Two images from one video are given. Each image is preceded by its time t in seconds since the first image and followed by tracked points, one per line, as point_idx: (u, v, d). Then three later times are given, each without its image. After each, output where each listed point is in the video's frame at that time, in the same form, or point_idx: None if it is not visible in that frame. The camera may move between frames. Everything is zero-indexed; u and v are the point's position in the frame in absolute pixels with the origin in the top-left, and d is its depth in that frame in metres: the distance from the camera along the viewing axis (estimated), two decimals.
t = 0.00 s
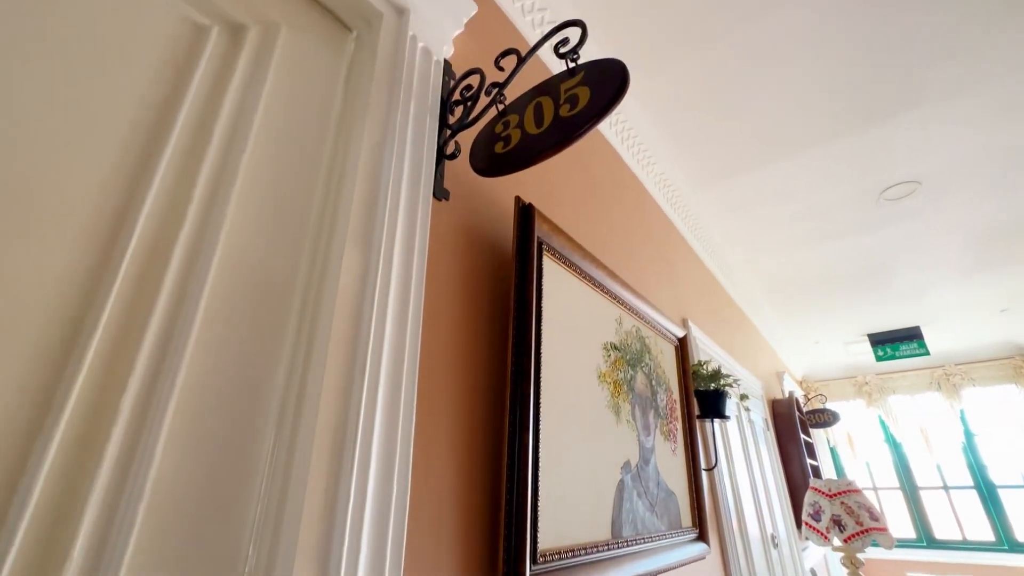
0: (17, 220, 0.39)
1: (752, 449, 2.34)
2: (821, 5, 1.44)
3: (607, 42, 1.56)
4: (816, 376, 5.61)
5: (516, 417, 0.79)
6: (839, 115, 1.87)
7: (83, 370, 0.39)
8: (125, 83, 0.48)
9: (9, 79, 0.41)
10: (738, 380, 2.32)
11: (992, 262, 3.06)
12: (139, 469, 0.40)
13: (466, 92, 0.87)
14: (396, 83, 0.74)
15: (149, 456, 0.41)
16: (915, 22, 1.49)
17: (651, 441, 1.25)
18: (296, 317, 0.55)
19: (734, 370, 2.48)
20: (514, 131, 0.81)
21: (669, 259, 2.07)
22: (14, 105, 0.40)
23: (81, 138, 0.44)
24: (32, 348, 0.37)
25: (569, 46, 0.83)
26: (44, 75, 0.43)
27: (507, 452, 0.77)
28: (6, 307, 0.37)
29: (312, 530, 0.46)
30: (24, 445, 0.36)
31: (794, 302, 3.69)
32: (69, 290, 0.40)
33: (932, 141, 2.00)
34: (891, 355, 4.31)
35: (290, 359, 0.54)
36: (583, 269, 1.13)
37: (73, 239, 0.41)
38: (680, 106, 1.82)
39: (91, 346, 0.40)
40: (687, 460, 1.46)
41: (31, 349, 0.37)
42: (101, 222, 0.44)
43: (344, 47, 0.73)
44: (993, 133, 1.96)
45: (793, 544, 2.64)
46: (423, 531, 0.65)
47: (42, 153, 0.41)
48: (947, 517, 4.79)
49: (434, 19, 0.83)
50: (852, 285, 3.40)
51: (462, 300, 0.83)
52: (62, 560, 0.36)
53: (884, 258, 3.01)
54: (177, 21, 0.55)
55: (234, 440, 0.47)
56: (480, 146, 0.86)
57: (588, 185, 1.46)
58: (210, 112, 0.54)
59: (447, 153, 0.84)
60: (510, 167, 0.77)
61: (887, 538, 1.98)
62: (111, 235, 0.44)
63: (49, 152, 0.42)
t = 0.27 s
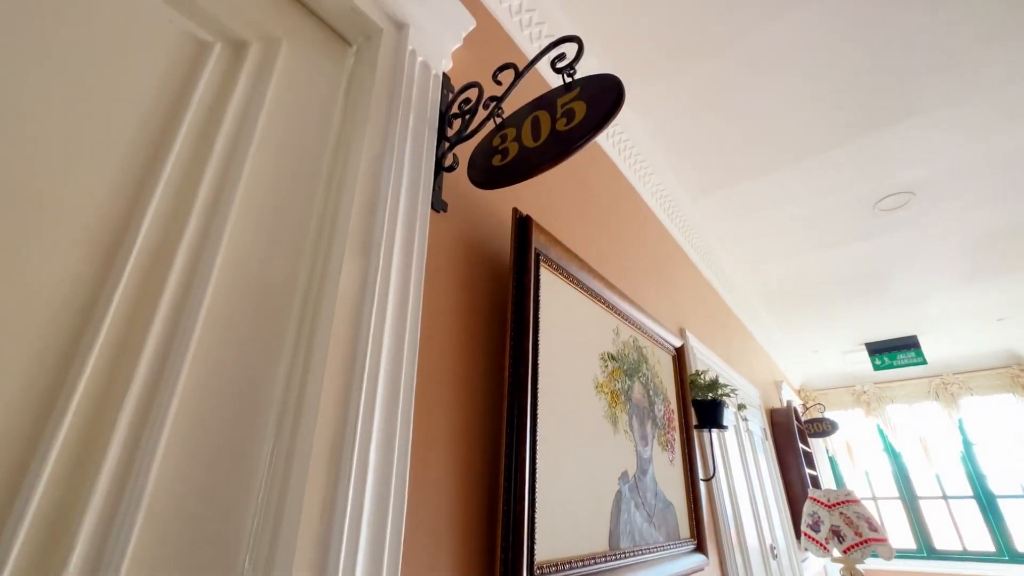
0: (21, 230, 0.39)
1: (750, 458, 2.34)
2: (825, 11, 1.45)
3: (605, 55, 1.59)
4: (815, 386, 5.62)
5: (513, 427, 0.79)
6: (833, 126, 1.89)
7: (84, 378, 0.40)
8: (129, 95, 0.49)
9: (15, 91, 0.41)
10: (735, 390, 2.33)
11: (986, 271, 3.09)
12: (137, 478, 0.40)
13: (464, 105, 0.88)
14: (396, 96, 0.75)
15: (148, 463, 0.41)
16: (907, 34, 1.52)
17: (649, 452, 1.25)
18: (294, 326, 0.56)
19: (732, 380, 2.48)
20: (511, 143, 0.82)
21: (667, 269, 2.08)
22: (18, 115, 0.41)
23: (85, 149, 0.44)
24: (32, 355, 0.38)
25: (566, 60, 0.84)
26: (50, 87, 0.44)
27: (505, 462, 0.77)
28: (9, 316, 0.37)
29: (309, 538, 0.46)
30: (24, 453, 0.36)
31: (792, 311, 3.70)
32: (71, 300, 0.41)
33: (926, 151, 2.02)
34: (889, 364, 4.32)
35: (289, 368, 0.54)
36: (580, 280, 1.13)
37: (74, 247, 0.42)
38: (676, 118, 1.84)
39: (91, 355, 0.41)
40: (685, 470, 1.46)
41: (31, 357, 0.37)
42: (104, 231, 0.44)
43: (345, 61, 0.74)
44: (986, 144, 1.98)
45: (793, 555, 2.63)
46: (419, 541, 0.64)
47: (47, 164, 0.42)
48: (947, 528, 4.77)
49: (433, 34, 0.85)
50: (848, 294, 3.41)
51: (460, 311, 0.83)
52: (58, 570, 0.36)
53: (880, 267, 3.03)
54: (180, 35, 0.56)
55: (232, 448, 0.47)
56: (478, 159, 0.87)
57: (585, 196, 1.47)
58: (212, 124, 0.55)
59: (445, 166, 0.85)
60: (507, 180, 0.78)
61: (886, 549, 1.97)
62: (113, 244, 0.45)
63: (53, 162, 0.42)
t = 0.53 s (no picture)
0: (18, 235, 0.39)
1: (746, 462, 2.35)
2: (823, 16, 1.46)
3: (601, 61, 1.60)
4: (811, 390, 5.69)
5: (508, 431, 0.79)
6: (827, 131, 1.91)
7: (79, 383, 0.40)
8: (126, 101, 0.50)
9: (13, 96, 0.42)
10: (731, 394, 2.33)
11: (979, 276, 3.11)
12: (131, 483, 0.40)
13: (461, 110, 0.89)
14: (392, 101, 0.75)
15: (142, 467, 0.41)
16: (900, 40, 1.53)
17: (644, 456, 1.25)
18: (290, 331, 0.56)
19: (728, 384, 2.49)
20: (507, 149, 0.82)
21: (663, 273, 2.09)
22: (16, 121, 0.41)
23: (82, 155, 0.45)
24: (28, 359, 0.38)
25: (562, 67, 0.84)
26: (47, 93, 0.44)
27: (500, 466, 0.77)
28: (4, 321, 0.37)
29: (303, 541, 0.46)
30: (18, 457, 0.36)
31: (787, 315, 3.72)
32: (66, 304, 0.41)
33: (919, 157, 2.04)
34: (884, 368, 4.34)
35: (284, 372, 0.54)
36: (576, 284, 1.14)
37: (71, 252, 0.42)
38: (672, 123, 1.85)
39: (86, 360, 0.41)
40: (680, 474, 1.46)
41: (27, 362, 0.38)
42: (100, 236, 0.44)
43: (342, 67, 0.75)
44: (979, 149, 2.00)
45: (789, 559, 2.63)
46: (414, 545, 0.65)
47: (44, 170, 0.42)
48: (943, 532, 4.78)
49: (431, 41, 0.85)
50: (843, 298, 3.43)
51: (455, 315, 0.84)
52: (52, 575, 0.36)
53: (874, 272, 3.05)
54: (178, 42, 0.56)
55: (227, 453, 0.47)
56: (474, 164, 0.87)
57: (582, 201, 1.48)
58: (209, 130, 0.56)
59: (441, 171, 0.85)
60: (503, 185, 0.79)
61: (881, 552, 1.97)
62: (109, 250, 0.45)
63: (50, 167, 0.42)
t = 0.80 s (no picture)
0: (8, 231, 0.39)
1: (738, 460, 2.37)
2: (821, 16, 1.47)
3: (597, 60, 1.60)
4: (802, 388, 5.76)
5: (501, 429, 0.80)
6: (821, 133, 1.92)
7: (69, 380, 0.40)
8: (118, 96, 0.49)
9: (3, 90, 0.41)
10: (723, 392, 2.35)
11: (968, 277, 3.15)
12: (122, 482, 0.40)
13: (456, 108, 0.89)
14: (388, 98, 0.75)
15: (132, 466, 0.41)
16: (894, 43, 1.55)
17: (637, 453, 1.26)
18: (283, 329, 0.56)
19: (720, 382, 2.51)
20: (502, 147, 0.82)
21: (657, 272, 2.10)
22: (6, 115, 0.41)
23: (73, 150, 0.44)
24: (17, 357, 0.37)
25: (558, 65, 0.84)
26: (37, 87, 0.43)
27: (494, 463, 0.78)
28: None
29: (296, 540, 0.46)
30: (8, 456, 0.36)
31: (779, 314, 3.75)
32: (56, 301, 0.40)
33: (911, 159, 2.06)
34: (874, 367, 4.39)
35: (276, 372, 0.54)
36: (570, 283, 1.14)
37: (61, 249, 0.42)
38: (667, 123, 1.86)
39: (76, 357, 0.40)
40: (672, 471, 1.47)
41: (16, 360, 0.37)
42: (91, 232, 0.44)
43: (337, 63, 0.74)
44: (969, 152, 2.02)
45: (778, 556, 2.66)
46: (407, 542, 0.65)
47: (35, 166, 0.42)
48: (929, 529, 4.85)
49: (426, 37, 0.85)
50: (835, 298, 3.47)
51: (449, 313, 0.84)
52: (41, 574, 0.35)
53: (865, 272, 3.08)
54: (170, 37, 0.55)
55: (218, 451, 0.47)
56: (469, 162, 0.87)
57: (577, 200, 1.49)
58: (202, 126, 0.55)
59: (436, 168, 0.85)
60: (498, 183, 0.79)
61: (869, 549, 2.00)
62: (100, 247, 0.44)
63: (41, 163, 0.42)
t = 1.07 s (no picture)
0: None
1: (723, 452, 2.40)
2: (809, 16, 1.47)
3: (589, 53, 1.59)
4: (786, 382, 5.84)
5: (489, 422, 0.80)
6: (810, 130, 1.93)
7: (46, 372, 0.39)
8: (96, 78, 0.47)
9: None
10: (709, 386, 2.38)
11: (949, 275, 3.22)
12: (102, 475, 0.39)
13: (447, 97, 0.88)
14: (377, 86, 0.74)
15: (111, 462, 0.40)
16: (881, 43, 1.56)
17: (624, 445, 1.27)
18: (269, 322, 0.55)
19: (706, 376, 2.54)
20: (493, 138, 0.82)
21: (646, 266, 2.11)
22: None
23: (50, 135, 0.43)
24: None
25: (550, 56, 0.84)
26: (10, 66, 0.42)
27: (481, 455, 0.78)
28: None
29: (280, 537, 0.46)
30: None
31: (765, 310, 3.79)
32: (33, 289, 0.39)
33: (897, 158, 2.09)
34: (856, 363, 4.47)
35: (262, 365, 0.53)
36: (560, 276, 1.14)
37: (38, 236, 0.40)
38: (658, 118, 1.86)
39: (54, 347, 0.39)
40: (658, 463, 1.49)
41: None
42: (71, 220, 0.43)
43: (326, 49, 0.73)
44: (954, 152, 2.05)
45: (760, 546, 2.71)
46: (393, 534, 0.65)
47: (10, 150, 0.40)
48: (906, 519, 4.97)
49: (417, 25, 0.84)
50: (820, 294, 3.52)
51: (438, 305, 0.83)
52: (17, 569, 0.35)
53: (850, 270, 3.13)
54: (152, 19, 0.54)
55: (202, 444, 0.46)
56: (459, 152, 0.86)
57: (568, 193, 1.48)
58: (184, 112, 0.54)
59: (426, 159, 0.84)
60: (489, 174, 0.78)
61: (848, 539, 2.05)
62: (79, 235, 0.43)
63: (16, 148, 0.41)
